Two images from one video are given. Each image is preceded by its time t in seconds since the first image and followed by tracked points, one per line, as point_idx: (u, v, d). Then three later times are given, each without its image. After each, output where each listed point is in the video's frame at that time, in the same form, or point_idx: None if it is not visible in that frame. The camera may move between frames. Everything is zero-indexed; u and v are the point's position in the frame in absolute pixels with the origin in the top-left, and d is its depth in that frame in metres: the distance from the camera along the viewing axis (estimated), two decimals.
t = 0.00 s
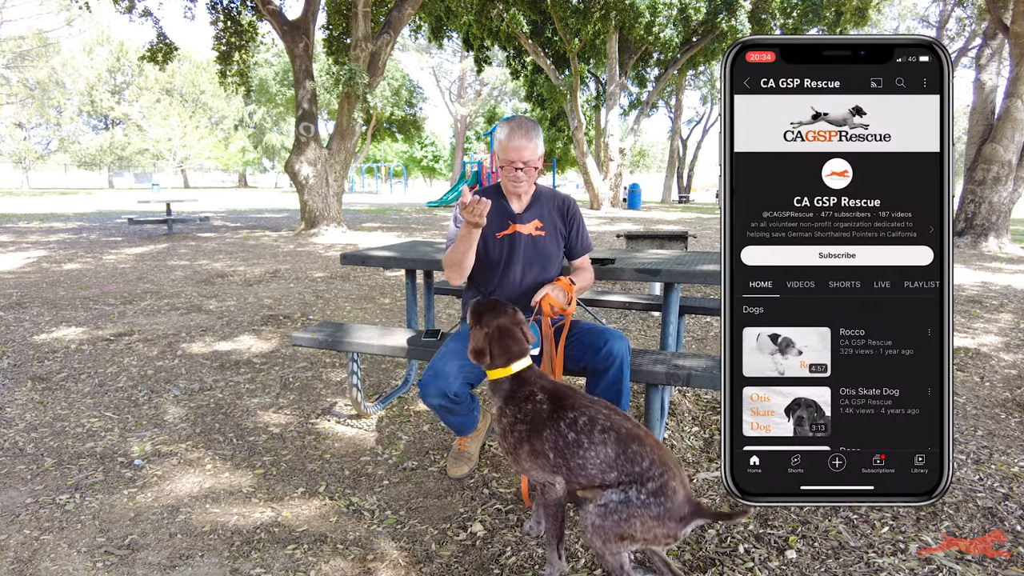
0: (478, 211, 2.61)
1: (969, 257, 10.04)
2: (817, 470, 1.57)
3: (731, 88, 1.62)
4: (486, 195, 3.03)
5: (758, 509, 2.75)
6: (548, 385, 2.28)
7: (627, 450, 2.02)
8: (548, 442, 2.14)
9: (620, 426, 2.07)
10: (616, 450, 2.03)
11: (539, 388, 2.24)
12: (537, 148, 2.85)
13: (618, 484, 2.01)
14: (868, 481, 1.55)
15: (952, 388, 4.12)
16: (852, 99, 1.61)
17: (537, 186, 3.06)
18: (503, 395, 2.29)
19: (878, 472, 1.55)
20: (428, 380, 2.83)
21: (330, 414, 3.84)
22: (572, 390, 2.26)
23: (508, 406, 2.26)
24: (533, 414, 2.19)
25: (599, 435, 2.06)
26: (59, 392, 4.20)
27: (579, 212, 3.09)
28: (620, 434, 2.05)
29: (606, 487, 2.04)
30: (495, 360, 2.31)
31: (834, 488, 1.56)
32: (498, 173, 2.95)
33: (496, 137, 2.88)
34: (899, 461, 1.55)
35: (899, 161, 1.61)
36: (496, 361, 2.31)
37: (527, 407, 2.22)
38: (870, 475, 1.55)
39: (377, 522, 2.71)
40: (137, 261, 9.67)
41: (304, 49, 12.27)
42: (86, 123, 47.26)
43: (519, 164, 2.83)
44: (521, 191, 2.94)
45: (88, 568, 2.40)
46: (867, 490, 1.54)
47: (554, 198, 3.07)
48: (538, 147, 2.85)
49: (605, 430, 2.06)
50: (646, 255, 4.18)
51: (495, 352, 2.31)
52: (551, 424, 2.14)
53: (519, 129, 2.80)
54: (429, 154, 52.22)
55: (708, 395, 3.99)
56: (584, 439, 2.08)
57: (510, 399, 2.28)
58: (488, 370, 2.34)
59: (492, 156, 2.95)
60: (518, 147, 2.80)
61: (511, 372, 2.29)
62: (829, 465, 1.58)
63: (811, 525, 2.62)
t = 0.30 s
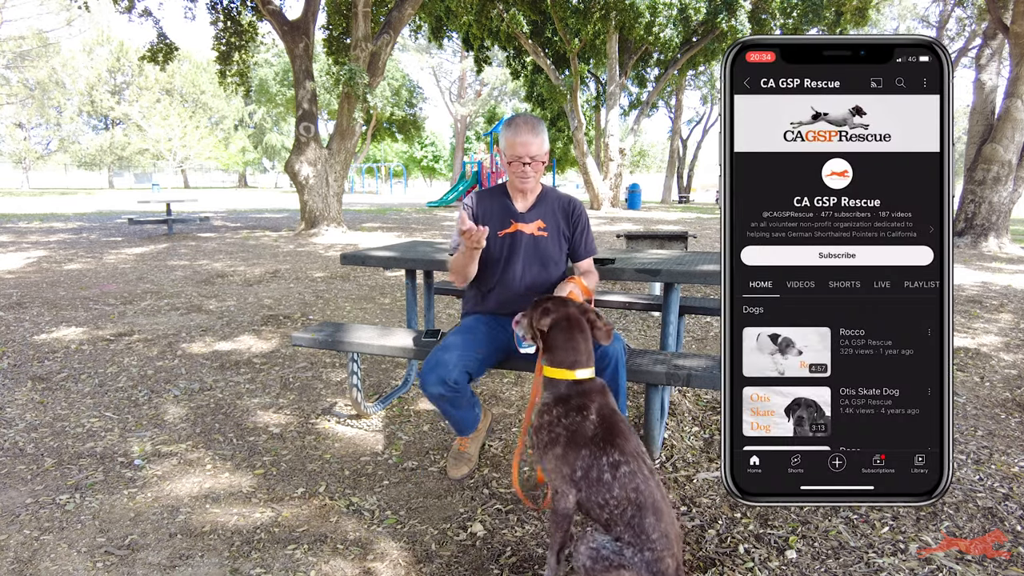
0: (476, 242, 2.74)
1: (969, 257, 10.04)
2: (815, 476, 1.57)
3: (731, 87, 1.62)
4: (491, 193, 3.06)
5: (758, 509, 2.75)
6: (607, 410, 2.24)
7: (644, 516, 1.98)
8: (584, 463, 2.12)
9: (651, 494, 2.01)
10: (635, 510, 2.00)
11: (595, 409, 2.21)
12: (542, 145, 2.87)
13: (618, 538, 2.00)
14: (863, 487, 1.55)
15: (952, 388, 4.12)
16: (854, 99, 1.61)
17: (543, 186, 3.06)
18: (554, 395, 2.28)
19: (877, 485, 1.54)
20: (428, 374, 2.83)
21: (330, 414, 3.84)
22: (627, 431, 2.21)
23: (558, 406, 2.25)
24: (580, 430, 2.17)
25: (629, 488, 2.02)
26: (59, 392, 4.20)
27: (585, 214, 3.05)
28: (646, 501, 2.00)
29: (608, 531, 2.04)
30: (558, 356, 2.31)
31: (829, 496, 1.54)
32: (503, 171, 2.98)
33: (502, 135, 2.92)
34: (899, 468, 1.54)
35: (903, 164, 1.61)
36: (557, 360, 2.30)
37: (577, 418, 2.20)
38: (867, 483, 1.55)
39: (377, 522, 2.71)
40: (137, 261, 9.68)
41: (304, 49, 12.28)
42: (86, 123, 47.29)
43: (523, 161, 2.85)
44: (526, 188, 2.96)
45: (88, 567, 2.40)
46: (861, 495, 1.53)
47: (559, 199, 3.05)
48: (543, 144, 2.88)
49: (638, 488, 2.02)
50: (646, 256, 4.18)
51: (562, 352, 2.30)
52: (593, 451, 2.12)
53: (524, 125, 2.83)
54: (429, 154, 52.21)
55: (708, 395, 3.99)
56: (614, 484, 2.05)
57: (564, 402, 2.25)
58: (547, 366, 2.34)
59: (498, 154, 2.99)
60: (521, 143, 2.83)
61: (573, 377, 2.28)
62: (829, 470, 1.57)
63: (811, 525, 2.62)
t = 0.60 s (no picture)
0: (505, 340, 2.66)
1: (968, 257, 10.05)
2: (818, 475, 1.57)
3: (731, 87, 1.62)
4: (488, 197, 3.03)
5: (758, 509, 2.75)
6: (621, 416, 2.20)
7: (656, 524, 1.97)
8: (596, 472, 2.09)
9: (664, 502, 2.00)
10: (647, 518, 1.98)
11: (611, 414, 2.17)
12: (536, 145, 2.85)
13: (631, 541, 2.00)
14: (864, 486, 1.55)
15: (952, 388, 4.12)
16: (854, 99, 1.61)
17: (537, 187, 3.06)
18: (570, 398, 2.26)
19: (881, 484, 1.54)
20: (429, 339, 2.82)
21: (330, 414, 3.84)
22: (642, 437, 2.17)
23: (574, 411, 2.22)
24: (592, 437, 2.13)
25: (640, 497, 2.00)
26: (59, 392, 4.20)
27: (581, 211, 3.07)
28: (659, 510, 1.99)
29: (620, 533, 2.04)
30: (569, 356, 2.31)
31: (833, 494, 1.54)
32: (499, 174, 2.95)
33: (496, 137, 2.89)
34: (900, 469, 1.54)
35: (904, 164, 1.61)
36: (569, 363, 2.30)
37: (593, 425, 2.16)
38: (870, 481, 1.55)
39: (377, 522, 2.71)
40: (137, 261, 9.69)
41: (304, 49, 12.27)
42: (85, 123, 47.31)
43: (521, 162, 2.82)
44: (522, 191, 2.94)
45: (88, 567, 2.40)
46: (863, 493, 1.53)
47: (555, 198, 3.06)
48: (537, 144, 2.85)
49: (651, 496, 2.00)
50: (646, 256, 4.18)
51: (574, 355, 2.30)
52: (606, 459, 2.09)
53: (519, 127, 2.81)
54: (429, 154, 52.21)
55: (708, 395, 3.99)
56: (626, 493, 2.02)
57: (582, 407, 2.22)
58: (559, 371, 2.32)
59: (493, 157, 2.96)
60: (518, 144, 2.81)
61: (586, 378, 2.27)
62: (831, 470, 1.57)
63: (811, 525, 2.62)
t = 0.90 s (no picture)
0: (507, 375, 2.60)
1: (969, 257, 10.05)
2: (817, 476, 1.57)
3: (731, 88, 1.62)
4: (476, 204, 2.96)
5: (758, 509, 2.75)
6: (611, 411, 2.22)
7: (654, 523, 1.96)
8: (588, 470, 2.12)
9: (659, 501, 1.99)
10: (643, 517, 1.98)
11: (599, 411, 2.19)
12: (523, 149, 2.78)
13: (630, 539, 2.00)
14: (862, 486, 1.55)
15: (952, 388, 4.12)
16: (853, 99, 1.61)
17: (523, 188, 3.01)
18: (556, 385, 2.28)
19: (881, 484, 1.54)
20: (433, 345, 2.78)
21: (330, 414, 3.84)
22: (636, 434, 2.18)
23: (558, 399, 2.24)
24: (584, 432, 2.16)
25: (633, 494, 2.01)
26: (59, 392, 4.20)
27: (570, 206, 3.09)
28: (655, 508, 1.98)
29: (620, 531, 2.04)
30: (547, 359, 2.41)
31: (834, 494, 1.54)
32: (487, 181, 2.88)
33: (479, 144, 2.78)
34: (900, 471, 1.54)
35: (904, 164, 1.61)
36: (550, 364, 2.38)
37: (583, 417, 2.19)
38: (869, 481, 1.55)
39: (377, 522, 2.71)
40: (137, 261, 9.69)
41: (304, 49, 12.28)
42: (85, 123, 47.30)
43: (508, 170, 2.76)
44: (511, 196, 2.90)
45: (88, 568, 2.40)
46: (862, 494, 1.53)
47: (543, 196, 3.05)
48: (525, 148, 2.78)
49: (645, 494, 2.00)
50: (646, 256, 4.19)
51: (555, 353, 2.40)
52: (596, 456, 2.11)
53: (506, 133, 2.72)
54: (429, 154, 52.22)
55: (708, 395, 3.99)
56: (619, 491, 2.03)
57: (569, 399, 2.23)
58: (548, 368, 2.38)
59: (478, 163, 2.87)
60: (506, 151, 2.73)
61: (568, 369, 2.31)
62: (830, 471, 1.57)
63: (811, 525, 2.63)
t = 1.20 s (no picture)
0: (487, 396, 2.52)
1: (969, 257, 10.05)
2: (817, 476, 1.57)
3: (731, 88, 1.62)
4: (469, 209, 2.94)
5: (758, 509, 2.75)
6: (619, 405, 2.19)
7: (654, 524, 1.96)
8: (591, 464, 2.12)
9: (660, 503, 1.98)
10: (643, 517, 1.98)
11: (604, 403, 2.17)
12: (513, 153, 2.75)
13: (630, 539, 2.01)
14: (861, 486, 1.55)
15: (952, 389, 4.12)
16: (853, 99, 1.61)
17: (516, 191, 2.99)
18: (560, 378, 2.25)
19: (880, 484, 1.54)
20: (426, 345, 2.79)
21: (330, 414, 3.84)
22: (639, 433, 2.17)
23: (565, 391, 2.20)
24: (590, 425, 2.14)
25: (635, 493, 2.01)
26: (59, 392, 4.20)
27: (566, 204, 3.06)
28: (656, 509, 1.98)
29: (621, 531, 2.04)
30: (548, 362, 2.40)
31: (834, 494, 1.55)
32: (478, 187, 2.86)
33: (467, 151, 2.77)
34: (899, 471, 1.54)
35: (903, 164, 1.61)
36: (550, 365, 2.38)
37: (590, 409, 2.16)
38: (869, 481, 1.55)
39: (377, 523, 2.71)
40: (137, 261, 9.69)
41: (304, 49, 12.28)
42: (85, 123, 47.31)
43: (496, 175, 2.75)
44: (503, 201, 2.88)
45: (88, 567, 2.40)
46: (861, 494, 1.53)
47: (537, 196, 3.03)
48: (514, 151, 2.76)
49: (646, 494, 2.00)
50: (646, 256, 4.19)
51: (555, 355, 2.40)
52: (600, 450, 2.11)
53: (494, 138, 2.70)
54: (429, 154, 52.22)
55: (708, 395, 3.99)
56: (621, 489, 2.03)
57: (576, 391, 2.19)
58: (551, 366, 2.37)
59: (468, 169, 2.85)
60: (495, 156, 2.71)
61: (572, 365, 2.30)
62: (829, 470, 1.57)
63: (811, 525, 2.62)
